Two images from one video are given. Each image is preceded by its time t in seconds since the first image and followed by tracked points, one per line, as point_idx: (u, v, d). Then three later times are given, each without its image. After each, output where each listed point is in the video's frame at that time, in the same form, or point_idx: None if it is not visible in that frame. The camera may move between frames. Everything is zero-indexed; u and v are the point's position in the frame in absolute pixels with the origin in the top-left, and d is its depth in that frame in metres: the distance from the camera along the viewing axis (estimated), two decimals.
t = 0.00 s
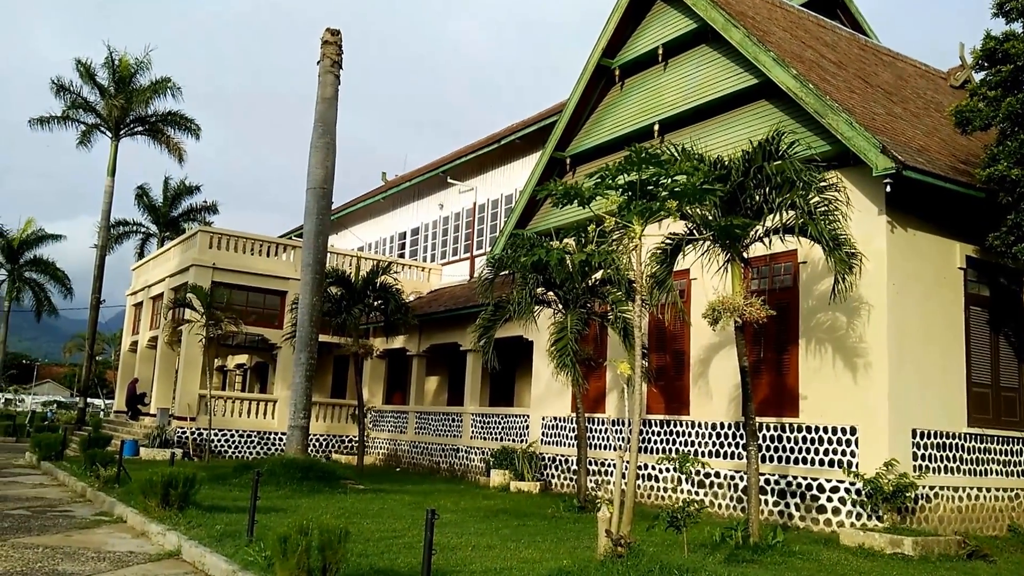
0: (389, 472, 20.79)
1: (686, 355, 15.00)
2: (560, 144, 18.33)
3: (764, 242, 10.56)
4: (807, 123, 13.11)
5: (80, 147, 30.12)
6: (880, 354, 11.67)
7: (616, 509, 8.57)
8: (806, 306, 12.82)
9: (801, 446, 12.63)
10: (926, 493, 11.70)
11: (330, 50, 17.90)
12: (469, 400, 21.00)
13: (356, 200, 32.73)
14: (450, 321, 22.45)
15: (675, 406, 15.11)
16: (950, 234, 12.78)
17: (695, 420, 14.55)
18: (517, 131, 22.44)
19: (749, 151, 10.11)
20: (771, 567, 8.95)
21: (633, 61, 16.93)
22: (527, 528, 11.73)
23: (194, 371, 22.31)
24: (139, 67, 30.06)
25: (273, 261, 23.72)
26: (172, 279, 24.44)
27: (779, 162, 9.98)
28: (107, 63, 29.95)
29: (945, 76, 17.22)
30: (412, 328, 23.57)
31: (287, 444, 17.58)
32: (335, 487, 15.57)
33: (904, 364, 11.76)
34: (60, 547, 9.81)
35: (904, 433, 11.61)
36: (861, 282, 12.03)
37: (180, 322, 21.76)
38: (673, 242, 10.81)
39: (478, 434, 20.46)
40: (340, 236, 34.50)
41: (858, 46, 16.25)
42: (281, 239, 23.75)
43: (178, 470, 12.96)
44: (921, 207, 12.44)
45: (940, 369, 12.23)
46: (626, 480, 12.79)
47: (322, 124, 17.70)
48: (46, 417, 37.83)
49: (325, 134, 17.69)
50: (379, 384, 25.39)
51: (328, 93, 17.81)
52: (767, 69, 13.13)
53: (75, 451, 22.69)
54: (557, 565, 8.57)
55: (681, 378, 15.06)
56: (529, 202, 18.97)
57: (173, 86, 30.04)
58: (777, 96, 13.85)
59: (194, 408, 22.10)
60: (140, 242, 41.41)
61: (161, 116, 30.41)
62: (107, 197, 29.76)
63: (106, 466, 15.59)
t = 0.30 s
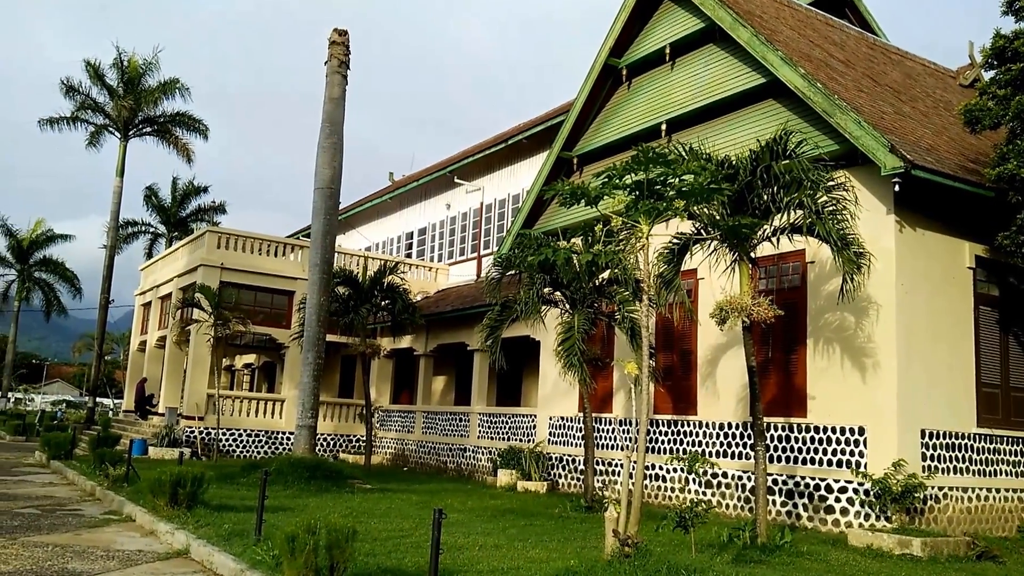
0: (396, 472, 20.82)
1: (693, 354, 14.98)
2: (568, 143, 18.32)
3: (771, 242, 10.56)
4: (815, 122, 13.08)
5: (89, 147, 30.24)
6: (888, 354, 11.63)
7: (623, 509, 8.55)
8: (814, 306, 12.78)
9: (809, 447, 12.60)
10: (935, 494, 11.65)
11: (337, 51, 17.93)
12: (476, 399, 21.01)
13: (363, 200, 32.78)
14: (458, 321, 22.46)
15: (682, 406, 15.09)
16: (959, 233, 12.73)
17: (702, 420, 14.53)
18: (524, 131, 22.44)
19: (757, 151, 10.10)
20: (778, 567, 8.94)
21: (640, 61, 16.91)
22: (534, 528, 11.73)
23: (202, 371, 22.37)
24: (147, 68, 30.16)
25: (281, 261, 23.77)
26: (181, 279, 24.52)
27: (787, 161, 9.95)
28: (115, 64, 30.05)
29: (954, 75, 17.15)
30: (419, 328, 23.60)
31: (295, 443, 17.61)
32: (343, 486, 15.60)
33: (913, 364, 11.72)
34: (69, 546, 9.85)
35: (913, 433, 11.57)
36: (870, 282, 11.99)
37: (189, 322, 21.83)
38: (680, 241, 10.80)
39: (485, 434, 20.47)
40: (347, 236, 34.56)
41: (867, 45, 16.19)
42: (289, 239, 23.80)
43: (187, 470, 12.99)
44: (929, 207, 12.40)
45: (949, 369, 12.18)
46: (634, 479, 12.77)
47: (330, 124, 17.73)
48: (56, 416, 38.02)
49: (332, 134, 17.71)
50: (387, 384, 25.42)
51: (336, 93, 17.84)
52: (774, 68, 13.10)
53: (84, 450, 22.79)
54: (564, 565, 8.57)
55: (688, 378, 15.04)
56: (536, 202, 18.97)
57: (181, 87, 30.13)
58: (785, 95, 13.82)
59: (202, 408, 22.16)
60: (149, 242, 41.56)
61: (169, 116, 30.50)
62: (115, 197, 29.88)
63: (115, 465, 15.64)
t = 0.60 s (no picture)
0: (403, 471, 20.84)
1: (700, 354, 14.96)
2: (574, 143, 18.31)
3: (779, 242, 10.53)
4: (822, 122, 13.05)
5: (96, 147, 30.34)
6: (896, 353, 11.60)
7: (630, 509, 8.55)
8: (821, 306, 12.75)
9: (816, 447, 12.58)
10: (943, 493, 11.62)
11: (344, 51, 17.96)
12: (483, 399, 21.02)
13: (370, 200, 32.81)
14: (464, 321, 22.48)
15: (689, 406, 15.07)
16: (966, 233, 12.69)
17: (709, 420, 14.52)
18: (530, 131, 22.43)
19: (764, 151, 10.07)
20: (786, 568, 8.92)
21: (647, 60, 16.90)
22: (541, 528, 11.73)
23: (210, 371, 22.43)
24: (154, 68, 30.24)
25: (288, 261, 23.81)
26: (188, 278, 24.58)
27: (793, 161, 9.93)
28: (123, 64, 30.14)
29: (962, 74, 17.08)
30: (425, 328, 23.62)
31: (302, 442, 17.63)
32: (349, 486, 15.62)
33: (920, 364, 11.69)
34: (77, 545, 9.89)
35: (920, 433, 11.54)
36: (878, 281, 11.96)
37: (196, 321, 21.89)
38: (687, 241, 10.79)
39: (492, 433, 20.48)
40: (354, 236, 34.61)
41: (874, 44, 16.15)
42: (295, 239, 23.85)
43: (194, 469, 13.03)
44: (937, 207, 12.36)
45: (957, 368, 12.15)
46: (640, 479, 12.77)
47: (336, 124, 17.75)
48: (64, 416, 38.18)
49: (339, 134, 17.74)
50: (393, 383, 25.45)
51: (342, 93, 17.87)
52: (782, 68, 13.07)
53: (92, 450, 22.88)
54: (571, 565, 8.57)
55: (695, 378, 15.02)
56: (543, 202, 18.97)
57: (188, 87, 30.20)
58: (792, 94, 13.79)
59: (209, 407, 22.22)
60: (156, 242, 41.67)
61: (176, 116, 30.58)
62: (123, 197, 29.97)
63: (123, 465, 15.69)
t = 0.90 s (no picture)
0: (409, 471, 20.85)
1: (706, 354, 14.95)
2: (580, 143, 18.31)
3: (785, 241, 10.52)
4: (828, 121, 13.03)
5: (103, 147, 30.42)
6: (902, 353, 11.57)
7: (636, 509, 8.54)
8: (827, 306, 12.73)
9: (822, 446, 12.56)
10: (949, 493, 11.59)
11: (350, 50, 17.98)
12: (489, 399, 21.03)
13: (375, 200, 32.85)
14: (470, 320, 22.49)
15: (695, 405, 15.06)
16: (973, 232, 12.65)
17: (715, 420, 14.50)
18: (536, 130, 22.42)
19: (770, 150, 10.06)
20: (792, 567, 8.90)
21: (652, 59, 16.89)
22: (546, 527, 11.73)
23: (216, 371, 22.48)
24: (161, 68, 30.31)
25: (295, 260, 23.85)
26: (194, 278, 24.64)
27: (799, 160, 9.92)
28: (129, 64, 30.21)
29: (969, 73, 17.03)
30: (431, 327, 23.65)
31: (307, 442, 17.65)
32: (355, 485, 15.64)
33: (927, 363, 11.66)
34: (84, 544, 9.91)
35: (927, 433, 11.51)
36: (884, 281, 11.93)
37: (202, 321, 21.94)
38: (693, 240, 10.78)
39: (498, 433, 20.49)
40: (360, 236, 34.65)
41: (880, 43, 16.11)
42: (301, 238, 23.88)
43: (200, 469, 13.05)
44: (943, 206, 12.33)
45: (964, 368, 12.11)
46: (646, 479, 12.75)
47: (342, 124, 17.77)
48: (71, 415, 38.29)
49: (344, 134, 17.76)
50: (399, 383, 25.48)
51: (348, 93, 17.89)
52: (788, 67, 13.05)
53: (99, 449, 22.94)
54: (577, 565, 8.56)
55: (701, 378, 15.01)
56: (549, 201, 18.97)
57: (194, 87, 30.26)
58: (798, 94, 13.76)
59: (216, 407, 22.27)
60: (162, 242, 41.76)
61: (183, 116, 30.65)
62: (129, 198, 30.04)
63: (129, 464, 15.73)
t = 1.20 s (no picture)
0: (415, 470, 20.86)
1: (711, 353, 14.93)
2: (584, 142, 18.30)
3: (791, 240, 10.49)
4: (833, 120, 13.00)
5: (108, 147, 30.50)
6: (908, 352, 11.55)
7: (641, 508, 8.53)
8: (832, 305, 12.70)
9: (828, 446, 12.54)
10: (955, 493, 11.56)
11: (354, 50, 18.00)
12: (494, 398, 21.03)
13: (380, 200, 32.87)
14: (475, 320, 22.50)
15: (700, 405, 15.05)
16: (979, 231, 12.62)
17: (720, 420, 14.49)
18: (541, 129, 22.40)
19: (775, 149, 10.05)
20: (798, 567, 8.89)
21: (657, 58, 16.88)
22: (552, 526, 11.73)
23: (222, 370, 22.52)
24: (166, 68, 30.37)
25: (300, 260, 23.88)
26: (199, 278, 24.68)
27: (804, 159, 9.92)
28: (135, 64, 30.28)
29: (975, 72, 16.97)
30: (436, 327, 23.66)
31: (312, 442, 17.66)
32: (360, 484, 15.66)
33: (933, 362, 11.63)
34: (90, 543, 9.95)
35: (933, 432, 11.49)
36: (890, 280, 11.91)
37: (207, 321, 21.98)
38: (699, 239, 10.77)
39: (503, 432, 20.48)
40: (365, 235, 34.69)
41: (886, 42, 16.07)
42: (306, 238, 23.91)
43: (206, 468, 13.08)
44: (949, 205, 12.30)
45: (970, 367, 12.08)
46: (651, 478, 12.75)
47: (347, 124, 17.79)
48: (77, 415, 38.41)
49: (349, 134, 17.78)
50: (404, 382, 25.50)
51: (353, 93, 17.91)
52: (793, 65, 13.03)
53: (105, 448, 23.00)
54: (583, 564, 8.56)
55: (706, 377, 14.99)
56: (553, 200, 18.97)
57: (199, 87, 30.32)
58: (803, 93, 13.74)
59: (221, 406, 22.31)
60: (167, 242, 41.84)
61: (188, 116, 30.71)
62: (135, 198, 30.11)
63: (135, 463, 15.77)
